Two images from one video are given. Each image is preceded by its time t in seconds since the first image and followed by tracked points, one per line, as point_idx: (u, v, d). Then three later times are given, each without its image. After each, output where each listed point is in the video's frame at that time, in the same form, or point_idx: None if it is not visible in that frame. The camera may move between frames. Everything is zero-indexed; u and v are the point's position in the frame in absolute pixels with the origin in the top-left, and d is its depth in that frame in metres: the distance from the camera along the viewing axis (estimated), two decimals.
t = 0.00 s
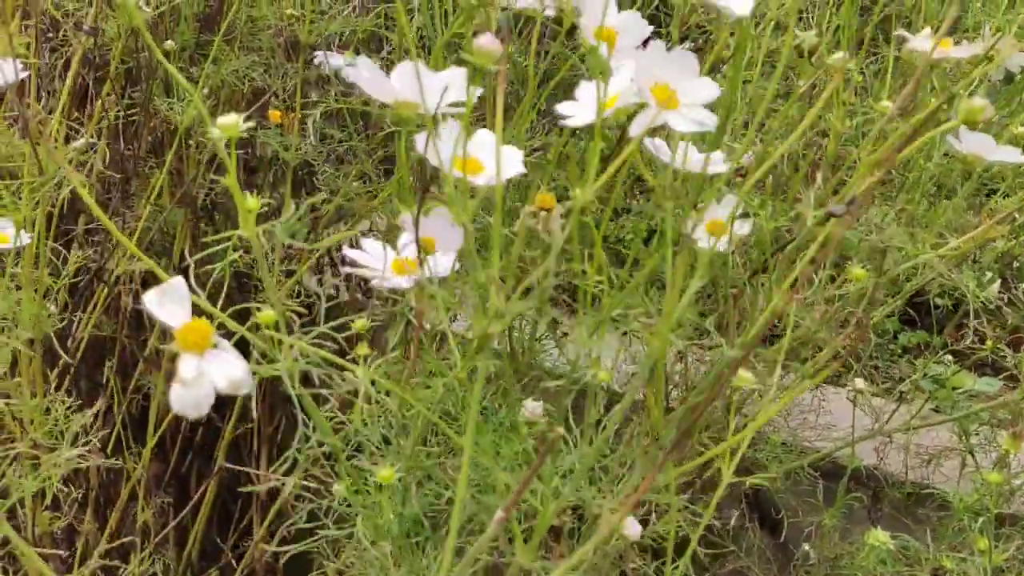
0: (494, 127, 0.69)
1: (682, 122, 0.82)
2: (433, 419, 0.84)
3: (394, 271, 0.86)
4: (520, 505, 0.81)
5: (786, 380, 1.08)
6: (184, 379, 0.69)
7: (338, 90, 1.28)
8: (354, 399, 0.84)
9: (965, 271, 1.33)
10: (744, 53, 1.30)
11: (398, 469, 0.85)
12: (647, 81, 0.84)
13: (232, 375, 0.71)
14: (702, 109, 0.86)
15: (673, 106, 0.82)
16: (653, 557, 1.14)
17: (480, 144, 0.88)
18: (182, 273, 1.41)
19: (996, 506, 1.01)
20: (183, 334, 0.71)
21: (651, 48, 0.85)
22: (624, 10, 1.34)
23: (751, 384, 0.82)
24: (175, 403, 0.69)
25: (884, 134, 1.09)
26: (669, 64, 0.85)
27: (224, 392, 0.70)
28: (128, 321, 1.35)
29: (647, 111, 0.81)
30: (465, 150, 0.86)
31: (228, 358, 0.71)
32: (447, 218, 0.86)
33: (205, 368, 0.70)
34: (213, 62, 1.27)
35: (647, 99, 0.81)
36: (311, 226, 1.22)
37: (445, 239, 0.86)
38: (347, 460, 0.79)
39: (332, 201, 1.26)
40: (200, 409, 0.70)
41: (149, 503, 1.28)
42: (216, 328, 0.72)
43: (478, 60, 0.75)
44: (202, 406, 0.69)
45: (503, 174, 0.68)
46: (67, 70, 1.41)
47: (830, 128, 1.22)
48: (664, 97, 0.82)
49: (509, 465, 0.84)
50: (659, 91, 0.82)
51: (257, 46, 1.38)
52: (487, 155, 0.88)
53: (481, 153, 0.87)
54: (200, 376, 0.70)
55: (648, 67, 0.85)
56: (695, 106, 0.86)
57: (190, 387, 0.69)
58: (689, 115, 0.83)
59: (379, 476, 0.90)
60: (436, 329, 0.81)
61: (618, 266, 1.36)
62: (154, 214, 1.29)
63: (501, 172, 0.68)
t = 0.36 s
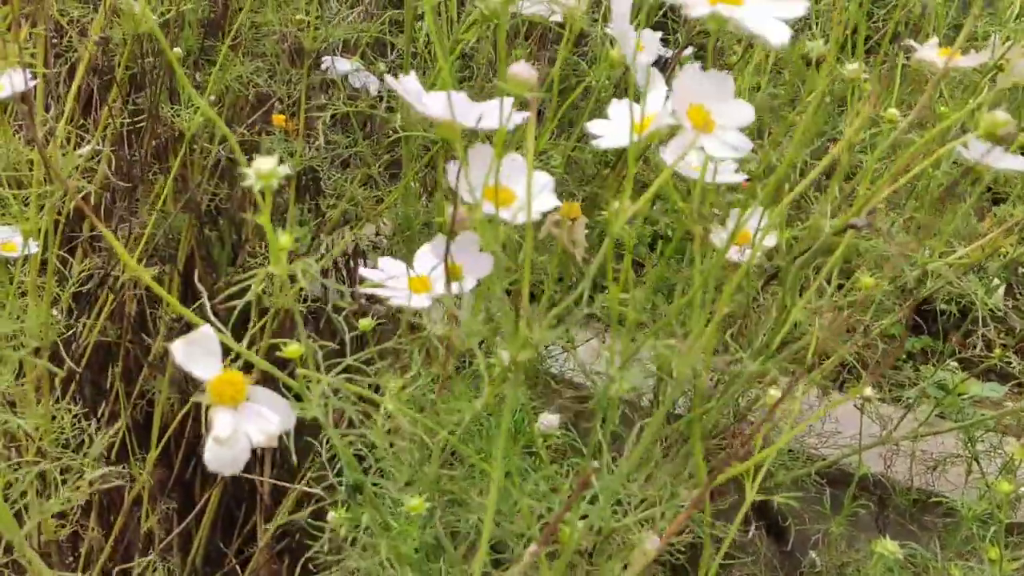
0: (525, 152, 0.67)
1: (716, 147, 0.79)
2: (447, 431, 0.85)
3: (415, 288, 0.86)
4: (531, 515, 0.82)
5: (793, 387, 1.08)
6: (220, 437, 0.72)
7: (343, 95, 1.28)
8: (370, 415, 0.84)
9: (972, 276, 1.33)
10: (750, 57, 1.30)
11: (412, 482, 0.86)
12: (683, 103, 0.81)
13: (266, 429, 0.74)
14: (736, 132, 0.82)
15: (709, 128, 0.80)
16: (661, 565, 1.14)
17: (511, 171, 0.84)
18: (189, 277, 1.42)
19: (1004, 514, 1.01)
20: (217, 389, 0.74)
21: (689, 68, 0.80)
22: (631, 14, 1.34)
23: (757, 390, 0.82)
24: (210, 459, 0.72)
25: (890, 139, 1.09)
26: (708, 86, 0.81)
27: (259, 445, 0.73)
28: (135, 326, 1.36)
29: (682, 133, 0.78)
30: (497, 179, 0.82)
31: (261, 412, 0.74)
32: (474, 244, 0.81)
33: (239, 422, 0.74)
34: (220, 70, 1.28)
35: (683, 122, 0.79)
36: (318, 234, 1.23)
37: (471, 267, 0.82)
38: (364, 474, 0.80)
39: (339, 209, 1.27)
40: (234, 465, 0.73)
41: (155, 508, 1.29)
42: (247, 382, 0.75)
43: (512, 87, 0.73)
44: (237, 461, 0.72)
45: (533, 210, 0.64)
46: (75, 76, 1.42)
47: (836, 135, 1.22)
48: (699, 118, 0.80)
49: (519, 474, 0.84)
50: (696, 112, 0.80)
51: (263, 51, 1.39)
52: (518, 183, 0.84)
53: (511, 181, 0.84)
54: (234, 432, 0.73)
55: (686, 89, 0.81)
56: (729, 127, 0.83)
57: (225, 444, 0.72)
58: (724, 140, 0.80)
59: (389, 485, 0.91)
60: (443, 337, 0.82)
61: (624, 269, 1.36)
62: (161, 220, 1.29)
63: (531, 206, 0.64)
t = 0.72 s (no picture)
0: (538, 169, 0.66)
1: (739, 174, 0.76)
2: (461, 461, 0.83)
3: (426, 308, 0.87)
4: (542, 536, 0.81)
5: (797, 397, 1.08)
6: (233, 490, 0.70)
7: (345, 104, 1.28)
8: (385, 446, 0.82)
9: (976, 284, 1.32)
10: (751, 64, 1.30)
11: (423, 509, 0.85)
12: (705, 127, 0.76)
13: (280, 478, 0.71)
14: (760, 154, 0.78)
15: (733, 154, 0.76)
16: None
17: (529, 194, 0.83)
18: (190, 286, 1.41)
19: (1009, 524, 1.00)
20: (229, 438, 0.71)
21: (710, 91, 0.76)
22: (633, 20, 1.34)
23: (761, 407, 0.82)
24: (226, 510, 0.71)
25: (895, 148, 1.09)
26: (727, 108, 0.76)
27: (274, 496, 0.71)
28: (136, 335, 1.35)
29: (705, 159, 0.75)
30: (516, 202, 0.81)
31: (276, 459, 0.72)
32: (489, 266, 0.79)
33: (253, 472, 0.71)
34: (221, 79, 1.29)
35: (706, 150, 0.75)
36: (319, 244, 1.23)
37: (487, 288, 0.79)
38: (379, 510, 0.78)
39: (341, 218, 1.26)
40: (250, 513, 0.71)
41: (155, 518, 1.28)
42: (261, 430, 0.71)
43: (529, 115, 0.68)
44: (253, 511, 0.71)
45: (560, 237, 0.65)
46: (76, 83, 1.42)
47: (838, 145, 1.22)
48: (723, 144, 0.76)
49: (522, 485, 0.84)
50: (718, 137, 0.76)
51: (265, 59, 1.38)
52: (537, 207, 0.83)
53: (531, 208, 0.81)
54: (248, 483, 0.70)
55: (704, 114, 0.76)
56: (751, 149, 0.79)
57: (239, 496, 0.70)
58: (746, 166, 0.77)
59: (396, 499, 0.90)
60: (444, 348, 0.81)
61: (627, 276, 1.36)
62: (163, 229, 1.29)
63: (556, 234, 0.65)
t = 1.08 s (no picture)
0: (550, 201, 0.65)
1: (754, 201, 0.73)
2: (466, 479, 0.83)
3: (422, 330, 0.84)
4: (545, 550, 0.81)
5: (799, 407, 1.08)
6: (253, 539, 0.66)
7: (345, 113, 1.28)
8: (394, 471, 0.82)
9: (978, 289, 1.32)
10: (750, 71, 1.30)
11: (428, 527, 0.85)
12: (717, 152, 0.74)
13: (300, 524, 0.69)
14: (774, 179, 0.75)
15: (746, 180, 0.74)
16: None
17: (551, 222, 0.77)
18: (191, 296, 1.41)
19: (1012, 535, 1.01)
20: (249, 484, 0.67)
21: (723, 114, 0.73)
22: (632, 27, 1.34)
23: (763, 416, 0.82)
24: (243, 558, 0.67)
25: (895, 155, 1.09)
26: (744, 130, 0.74)
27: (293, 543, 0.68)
28: (136, 346, 1.35)
29: (718, 182, 0.73)
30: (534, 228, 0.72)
31: (293, 504, 0.69)
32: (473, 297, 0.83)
33: (271, 517, 0.68)
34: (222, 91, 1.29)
35: (719, 175, 0.73)
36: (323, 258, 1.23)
37: (496, 317, 0.76)
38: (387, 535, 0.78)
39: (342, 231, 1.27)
40: (265, 562, 0.68)
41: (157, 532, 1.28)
42: (280, 475, 0.68)
43: (546, 150, 0.65)
44: (270, 560, 0.67)
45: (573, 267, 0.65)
46: (76, 94, 1.42)
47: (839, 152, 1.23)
48: (736, 170, 0.74)
49: (528, 501, 0.84)
50: (731, 162, 0.74)
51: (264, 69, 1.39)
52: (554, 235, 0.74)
53: (550, 236, 0.74)
54: (267, 531, 0.67)
55: (720, 137, 0.74)
56: (764, 175, 0.76)
57: (258, 544, 0.66)
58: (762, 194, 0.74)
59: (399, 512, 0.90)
60: (449, 364, 0.81)
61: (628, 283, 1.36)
62: (163, 240, 1.29)
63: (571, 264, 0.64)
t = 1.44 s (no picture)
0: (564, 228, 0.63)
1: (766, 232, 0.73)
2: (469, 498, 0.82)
3: (417, 349, 0.83)
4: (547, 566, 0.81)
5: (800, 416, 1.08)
6: (267, 551, 0.64)
7: (346, 123, 1.28)
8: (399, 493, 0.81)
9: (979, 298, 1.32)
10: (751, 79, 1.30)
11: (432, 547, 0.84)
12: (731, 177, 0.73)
13: (309, 537, 0.67)
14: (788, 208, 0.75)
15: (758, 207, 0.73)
16: None
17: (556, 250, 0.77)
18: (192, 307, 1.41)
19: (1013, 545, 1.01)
20: (260, 497, 0.65)
21: (738, 140, 0.72)
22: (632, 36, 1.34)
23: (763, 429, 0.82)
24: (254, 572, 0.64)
25: (896, 164, 1.09)
26: (758, 159, 0.73)
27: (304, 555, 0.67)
28: (137, 356, 1.35)
29: (730, 210, 0.72)
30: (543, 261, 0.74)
31: (303, 517, 0.68)
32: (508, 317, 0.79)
33: (282, 530, 0.66)
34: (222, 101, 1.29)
35: (731, 201, 0.73)
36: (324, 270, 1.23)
37: (506, 341, 0.78)
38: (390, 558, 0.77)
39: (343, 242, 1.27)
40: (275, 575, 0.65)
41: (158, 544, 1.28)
42: (292, 488, 0.66)
43: (561, 183, 0.64)
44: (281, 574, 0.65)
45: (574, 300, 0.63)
46: (76, 104, 1.42)
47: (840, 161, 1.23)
48: (749, 196, 0.73)
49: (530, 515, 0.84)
50: (745, 187, 0.73)
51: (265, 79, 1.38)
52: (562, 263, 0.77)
53: (559, 266, 0.76)
54: (279, 544, 0.65)
55: (737, 164, 0.73)
56: (779, 203, 0.75)
57: (270, 557, 0.64)
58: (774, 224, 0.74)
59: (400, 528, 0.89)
60: (452, 378, 0.80)
61: (627, 291, 1.36)
62: (163, 252, 1.29)
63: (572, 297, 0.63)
